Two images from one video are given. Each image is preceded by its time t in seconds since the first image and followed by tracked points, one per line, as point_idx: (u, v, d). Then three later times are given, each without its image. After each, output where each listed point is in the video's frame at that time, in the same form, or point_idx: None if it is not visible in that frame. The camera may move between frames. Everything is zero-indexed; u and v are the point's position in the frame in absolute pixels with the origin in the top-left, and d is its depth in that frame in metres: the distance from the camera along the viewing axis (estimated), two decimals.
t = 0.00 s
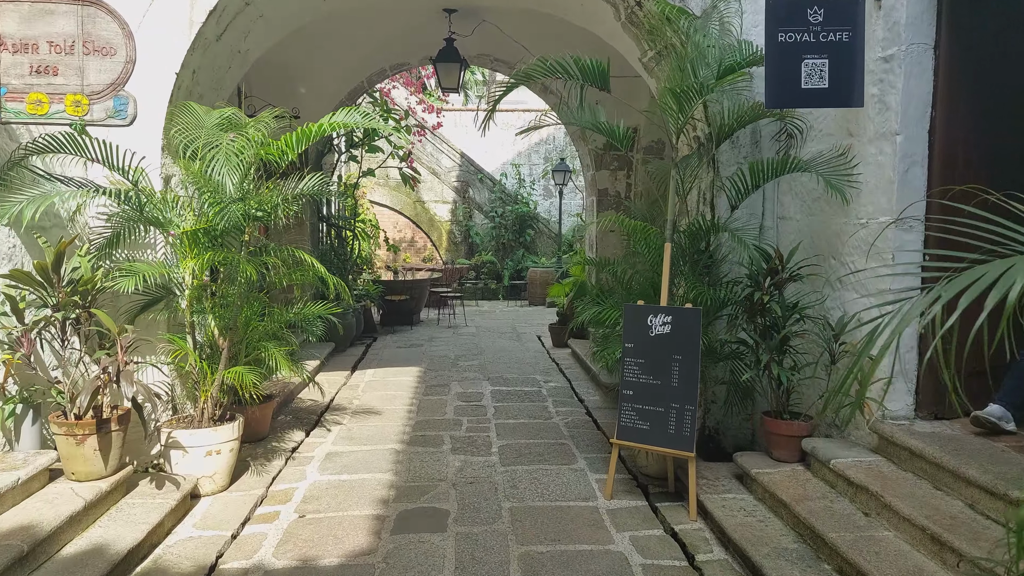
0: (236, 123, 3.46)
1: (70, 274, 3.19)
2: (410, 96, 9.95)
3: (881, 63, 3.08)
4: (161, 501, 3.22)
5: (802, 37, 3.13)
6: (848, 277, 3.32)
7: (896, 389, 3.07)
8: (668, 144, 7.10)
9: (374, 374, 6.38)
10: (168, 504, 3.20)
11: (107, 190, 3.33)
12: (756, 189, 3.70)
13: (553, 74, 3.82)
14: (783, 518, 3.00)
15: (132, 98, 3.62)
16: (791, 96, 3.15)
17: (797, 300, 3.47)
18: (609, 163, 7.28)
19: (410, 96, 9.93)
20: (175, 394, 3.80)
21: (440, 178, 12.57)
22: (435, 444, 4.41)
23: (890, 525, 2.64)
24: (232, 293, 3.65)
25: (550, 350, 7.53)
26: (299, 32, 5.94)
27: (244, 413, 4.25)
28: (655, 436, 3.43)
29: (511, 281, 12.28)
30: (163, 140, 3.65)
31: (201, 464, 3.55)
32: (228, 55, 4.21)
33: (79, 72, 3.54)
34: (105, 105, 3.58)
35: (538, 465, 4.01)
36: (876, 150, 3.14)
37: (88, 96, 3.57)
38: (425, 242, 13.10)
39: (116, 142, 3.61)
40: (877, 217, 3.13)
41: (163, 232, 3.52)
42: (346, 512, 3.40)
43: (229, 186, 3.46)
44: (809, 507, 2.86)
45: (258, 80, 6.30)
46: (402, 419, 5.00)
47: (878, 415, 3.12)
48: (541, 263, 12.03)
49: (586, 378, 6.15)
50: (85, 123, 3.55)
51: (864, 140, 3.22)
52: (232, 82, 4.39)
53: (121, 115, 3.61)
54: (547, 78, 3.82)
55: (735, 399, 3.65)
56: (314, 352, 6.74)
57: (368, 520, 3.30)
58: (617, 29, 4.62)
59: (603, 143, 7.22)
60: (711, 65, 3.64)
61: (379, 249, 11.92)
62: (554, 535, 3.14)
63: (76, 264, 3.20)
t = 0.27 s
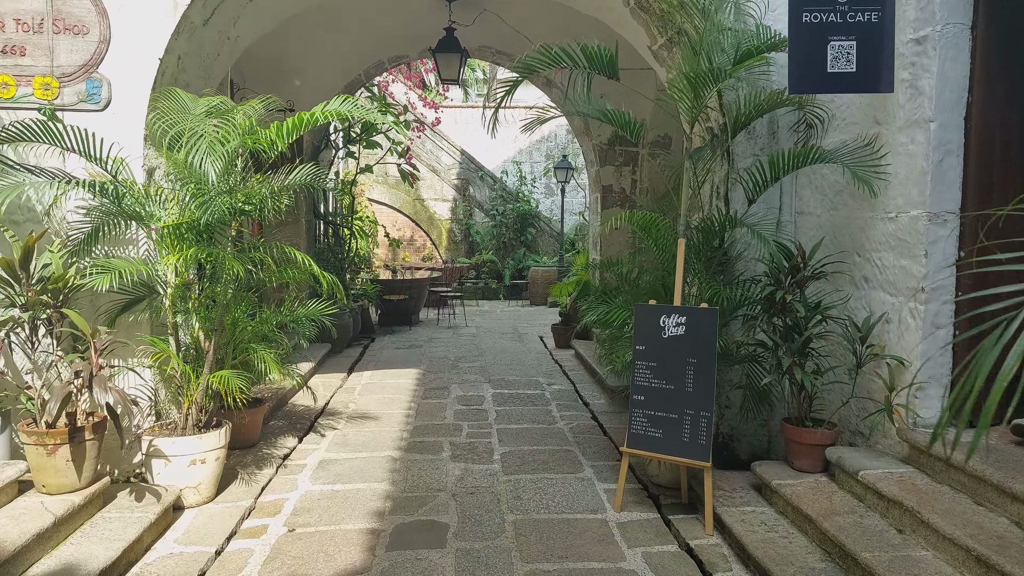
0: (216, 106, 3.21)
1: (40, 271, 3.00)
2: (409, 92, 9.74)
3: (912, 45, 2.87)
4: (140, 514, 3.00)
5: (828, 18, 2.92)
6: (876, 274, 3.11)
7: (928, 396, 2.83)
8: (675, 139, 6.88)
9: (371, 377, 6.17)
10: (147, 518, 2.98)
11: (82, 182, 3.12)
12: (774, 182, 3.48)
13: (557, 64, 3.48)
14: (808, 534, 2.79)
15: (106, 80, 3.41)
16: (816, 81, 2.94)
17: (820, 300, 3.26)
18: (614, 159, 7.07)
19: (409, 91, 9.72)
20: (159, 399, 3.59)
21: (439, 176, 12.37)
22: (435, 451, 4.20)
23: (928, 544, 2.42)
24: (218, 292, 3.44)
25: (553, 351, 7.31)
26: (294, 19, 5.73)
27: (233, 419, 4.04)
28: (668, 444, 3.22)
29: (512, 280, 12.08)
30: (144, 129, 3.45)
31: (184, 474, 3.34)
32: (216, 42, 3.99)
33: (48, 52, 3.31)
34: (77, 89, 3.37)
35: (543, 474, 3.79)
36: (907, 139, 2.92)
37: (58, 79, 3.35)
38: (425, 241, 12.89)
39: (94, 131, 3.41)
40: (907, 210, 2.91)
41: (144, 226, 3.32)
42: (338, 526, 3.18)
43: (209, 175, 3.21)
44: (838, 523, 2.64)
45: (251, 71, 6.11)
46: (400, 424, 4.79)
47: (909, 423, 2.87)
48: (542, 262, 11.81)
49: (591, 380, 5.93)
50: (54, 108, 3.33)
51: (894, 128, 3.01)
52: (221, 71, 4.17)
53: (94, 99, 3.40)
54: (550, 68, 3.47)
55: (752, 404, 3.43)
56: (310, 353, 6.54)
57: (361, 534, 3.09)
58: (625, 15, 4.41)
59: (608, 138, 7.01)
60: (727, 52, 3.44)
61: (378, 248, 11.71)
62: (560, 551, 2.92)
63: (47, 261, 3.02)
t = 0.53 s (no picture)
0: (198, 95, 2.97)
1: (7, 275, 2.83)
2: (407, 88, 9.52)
3: (949, 31, 2.66)
4: (115, 538, 2.79)
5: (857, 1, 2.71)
6: (906, 277, 2.90)
7: (966, 409, 2.62)
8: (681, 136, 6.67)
9: (368, 383, 5.96)
10: (123, 541, 2.76)
11: (54, 180, 2.90)
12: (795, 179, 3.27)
13: (562, 57, 3.18)
14: (838, 560, 2.57)
15: (74, 68, 3.18)
16: (844, 70, 2.73)
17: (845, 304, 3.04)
18: (619, 156, 6.85)
19: (408, 88, 9.51)
20: (141, 411, 3.38)
21: (439, 175, 12.16)
22: (433, 464, 3.99)
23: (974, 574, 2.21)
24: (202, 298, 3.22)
25: (555, 355, 7.10)
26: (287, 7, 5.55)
27: (220, 431, 3.83)
28: (683, 460, 3.01)
29: (512, 281, 11.87)
30: (123, 123, 3.22)
31: (164, 492, 3.12)
32: (203, 32, 3.77)
33: (11, 37, 3.07)
34: (42, 77, 3.14)
35: (548, 490, 3.58)
36: (942, 132, 2.71)
37: (22, 66, 3.12)
38: (424, 241, 12.68)
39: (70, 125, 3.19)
40: (943, 209, 2.69)
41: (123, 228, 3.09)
42: (330, 548, 2.97)
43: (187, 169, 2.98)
44: (872, 550, 2.43)
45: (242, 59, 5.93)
46: (397, 434, 4.58)
47: (946, 439, 2.66)
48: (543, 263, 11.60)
49: (596, 386, 5.72)
50: (18, 97, 3.09)
51: (927, 121, 2.80)
52: (208, 63, 3.95)
53: (61, 88, 3.17)
54: (556, 62, 3.17)
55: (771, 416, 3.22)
56: (305, 358, 6.33)
57: (354, 558, 2.87)
58: (634, 4, 4.19)
59: (613, 135, 6.79)
60: (744, 40, 3.23)
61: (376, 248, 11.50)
62: None
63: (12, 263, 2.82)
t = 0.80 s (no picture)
0: (180, 83, 2.76)
1: None
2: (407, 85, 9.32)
3: (994, 15, 2.45)
4: (93, 560, 2.58)
5: None
6: (945, 281, 2.70)
7: (1012, 424, 2.43)
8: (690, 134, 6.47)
9: (367, 389, 5.76)
10: (101, 564, 2.56)
11: (27, 176, 2.69)
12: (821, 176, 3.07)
13: (573, 44, 2.96)
14: None
15: (43, 53, 2.96)
16: (879, 58, 2.53)
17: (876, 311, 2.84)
18: (625, 154, 6.65)
19: (407, 85, 9.31)
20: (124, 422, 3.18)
21: (439, 174, 11.97)
22: (435, 476, 3.79)
23: None
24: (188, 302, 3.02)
25: (559, 359, 6.91)
26: None
27: (208, 442, 3.63)
28: (704, 477, 2.81)
29: (514, 281, 11.67)
30: (103, 115, 3.02)
31: (147, 510, 2.92)
32: (191, 21, 3.56)
33: None
34: (9, 63, 2.92)
35: (556, 505, 3.38)
36: (986, 124, 2.51)
37: None
38: (424, 241, 12.48)
39: (44, 117, 2.98)
40: (987, 208, 2.49)
41: (104, 227, 2.89)
42: (324, 571, 2.76)
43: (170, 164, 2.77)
44: None
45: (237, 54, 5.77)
46: (397, 443, 4.38)
47: (991, 456, 2.47)
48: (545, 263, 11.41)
49: (603, 392, 5.52)
50: None
51: (969, 113, 2.60)
52: (197, 54, 3.74)
53: (29, 76, 2.96)
54: (567, 50, 2.96)
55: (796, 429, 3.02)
56: (301, 362, 6.13)
57: None
58: None
59: (619, 133, 6.59)
60: (766, 29, 3.02)
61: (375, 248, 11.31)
62: None
63: None
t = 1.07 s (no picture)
0: (166, 67, 2.56)
1: None
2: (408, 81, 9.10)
3: None
4: None
5: None
6: (994, 282, 2.50)
7: None
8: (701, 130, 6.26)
9: (367, 393, 5.56)
10: None
11: None
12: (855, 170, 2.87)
13: (591, 24, 2.79)
14: None
15: (15, 30, 2.73)
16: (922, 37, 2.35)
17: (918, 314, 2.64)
18: (634, 150, 6.43)
19: (408, 80, 9.11)
20: (110, 433, 2.98)
21: (440, 172, 11.76)
22: (440, 487, 3.59)
23: None
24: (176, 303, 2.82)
25: (565, 361, 6.71)
26: None
27: (200, 452, 3.43)
28: (732, 493, 2.60)
29: (516, 281, 11.46)
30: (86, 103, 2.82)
31: (133, 528, 2.71)
32: (181, 5, 3.35)
33: None
34: None
35: (570, 520, 3.18)
36: None
37: None
38: (425, 241, 12.28)
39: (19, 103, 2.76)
40: None
41: (85, 223, 2.67)
42: None
43: (153, 154, 2.56)
44: None
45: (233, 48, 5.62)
46: (399, 451, 4.18)
47: None
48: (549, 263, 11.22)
49: (612, 396, 5.32)
50: None
51: None
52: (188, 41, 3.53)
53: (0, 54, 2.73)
54: (585, 30, 2.79)
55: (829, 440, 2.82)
56: (300, 365, 5.92)
57: None
58: None
59: (628, 128, 6.38)
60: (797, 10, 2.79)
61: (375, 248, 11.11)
62: None
63: None
